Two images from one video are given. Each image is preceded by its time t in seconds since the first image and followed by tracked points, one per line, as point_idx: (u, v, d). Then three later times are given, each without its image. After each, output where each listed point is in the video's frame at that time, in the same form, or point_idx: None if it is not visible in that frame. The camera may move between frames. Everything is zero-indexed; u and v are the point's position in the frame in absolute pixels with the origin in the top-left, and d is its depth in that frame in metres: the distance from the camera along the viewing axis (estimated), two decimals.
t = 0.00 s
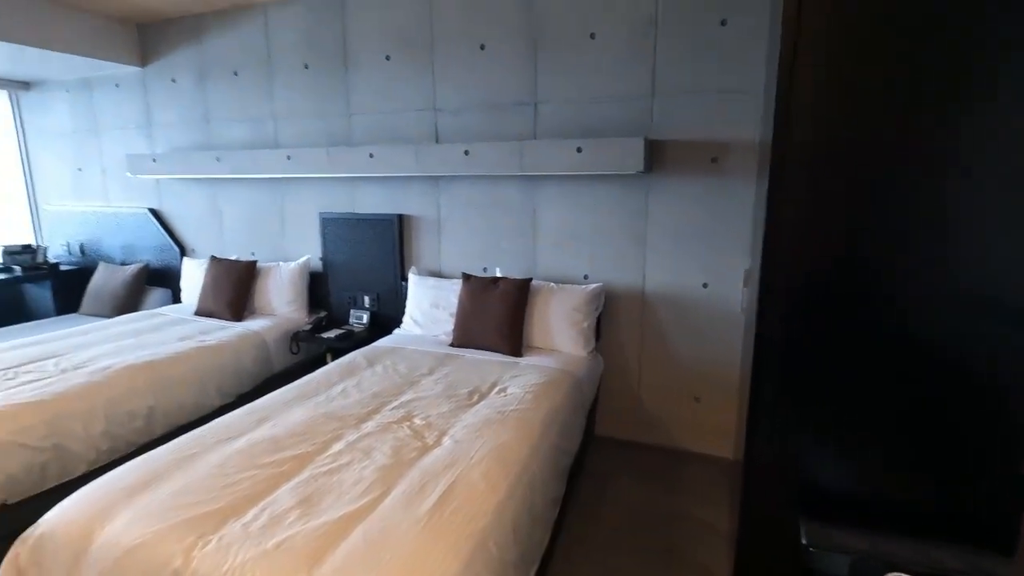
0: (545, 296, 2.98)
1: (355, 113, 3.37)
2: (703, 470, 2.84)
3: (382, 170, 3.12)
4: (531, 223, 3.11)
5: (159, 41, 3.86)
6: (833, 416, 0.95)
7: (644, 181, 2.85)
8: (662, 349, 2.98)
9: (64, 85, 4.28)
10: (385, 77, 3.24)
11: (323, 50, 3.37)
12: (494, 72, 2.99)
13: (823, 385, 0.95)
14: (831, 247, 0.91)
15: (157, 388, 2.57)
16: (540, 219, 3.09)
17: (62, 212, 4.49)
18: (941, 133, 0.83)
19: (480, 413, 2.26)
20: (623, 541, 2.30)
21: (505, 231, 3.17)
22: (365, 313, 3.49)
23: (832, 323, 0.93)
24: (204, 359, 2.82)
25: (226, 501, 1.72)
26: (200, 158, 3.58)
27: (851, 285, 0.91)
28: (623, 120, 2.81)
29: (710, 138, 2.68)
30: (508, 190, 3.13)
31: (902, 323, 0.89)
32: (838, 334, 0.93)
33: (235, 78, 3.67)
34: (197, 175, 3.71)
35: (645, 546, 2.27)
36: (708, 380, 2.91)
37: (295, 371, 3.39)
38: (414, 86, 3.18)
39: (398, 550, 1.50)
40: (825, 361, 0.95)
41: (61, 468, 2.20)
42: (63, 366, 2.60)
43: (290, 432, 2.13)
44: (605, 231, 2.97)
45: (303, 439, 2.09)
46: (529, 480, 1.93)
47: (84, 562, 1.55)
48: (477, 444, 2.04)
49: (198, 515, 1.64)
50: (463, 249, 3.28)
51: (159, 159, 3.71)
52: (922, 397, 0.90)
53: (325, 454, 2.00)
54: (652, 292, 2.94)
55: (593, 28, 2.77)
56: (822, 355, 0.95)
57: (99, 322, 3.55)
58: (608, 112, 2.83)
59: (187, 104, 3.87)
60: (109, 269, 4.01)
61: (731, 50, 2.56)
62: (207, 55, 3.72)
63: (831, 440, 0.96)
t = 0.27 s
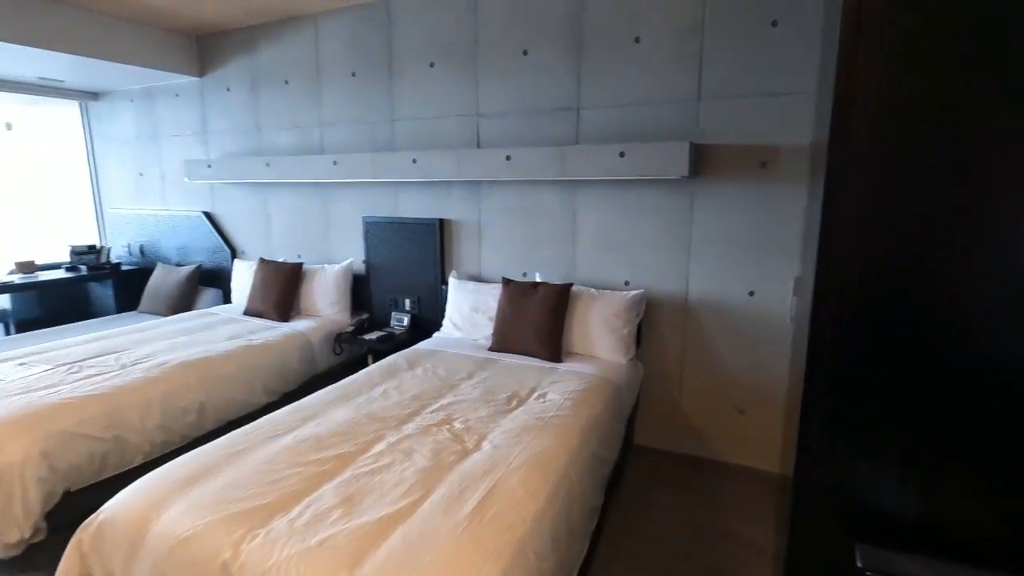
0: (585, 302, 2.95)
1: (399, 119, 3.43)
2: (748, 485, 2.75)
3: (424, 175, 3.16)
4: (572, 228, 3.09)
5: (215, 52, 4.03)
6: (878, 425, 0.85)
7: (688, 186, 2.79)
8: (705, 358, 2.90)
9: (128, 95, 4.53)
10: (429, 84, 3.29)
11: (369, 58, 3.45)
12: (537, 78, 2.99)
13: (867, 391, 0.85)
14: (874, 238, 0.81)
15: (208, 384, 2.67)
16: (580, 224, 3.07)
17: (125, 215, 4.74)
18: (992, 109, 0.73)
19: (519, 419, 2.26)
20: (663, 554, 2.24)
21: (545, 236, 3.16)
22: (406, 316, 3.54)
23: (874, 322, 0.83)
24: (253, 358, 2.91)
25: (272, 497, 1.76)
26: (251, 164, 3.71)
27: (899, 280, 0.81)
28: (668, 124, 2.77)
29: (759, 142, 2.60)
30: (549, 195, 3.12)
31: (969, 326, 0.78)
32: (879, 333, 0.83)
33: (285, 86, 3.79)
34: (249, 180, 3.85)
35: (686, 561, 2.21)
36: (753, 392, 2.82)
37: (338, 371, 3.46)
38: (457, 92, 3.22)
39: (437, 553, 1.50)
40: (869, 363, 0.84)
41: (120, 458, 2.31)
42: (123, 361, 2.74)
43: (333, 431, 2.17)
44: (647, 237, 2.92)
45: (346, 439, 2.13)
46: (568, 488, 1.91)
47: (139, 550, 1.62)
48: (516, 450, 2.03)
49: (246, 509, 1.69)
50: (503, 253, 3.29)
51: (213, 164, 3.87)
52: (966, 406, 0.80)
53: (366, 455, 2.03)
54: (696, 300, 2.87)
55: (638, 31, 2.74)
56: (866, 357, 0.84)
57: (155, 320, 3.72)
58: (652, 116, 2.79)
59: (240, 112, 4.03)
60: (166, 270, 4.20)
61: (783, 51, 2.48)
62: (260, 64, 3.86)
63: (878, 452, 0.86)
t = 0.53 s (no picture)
0: (624, 308, 2.92)
1: (440, 125, 3.47)
2: (793, 500, 2.65)
3: (464, 180, 3.19)
4: (611, 233, 3.06)
5: (265, 62, 4.18)
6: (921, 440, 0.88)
7: (733, 191, 2.73)
8: (749, 368, 2.82)
9: (184, 104, 4.74)
10: (470, 90, 3.32)
11: (412, 65, 3.51)
12: (578, 82, 2.98)
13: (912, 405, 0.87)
14: (921, 254, 0.83)
15: (255, 383, 2.76)
16: (621, 229, 3.03)
17: (179, 218, 4.96)
18: None
19: (558, 425, 2.24)
20: (704, 569, 2.18)
21: (584, 242, 3.14)
22: (444, 320, 3.58)
23: (915, 334, 0.86)
24: (296, 358, 2.99)
25: (316, 495, 1.80)
26: (297, 169, 3.83)
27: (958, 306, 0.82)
28: (712, 128, 2.71)
29: (808, 146, 2.51)
30: (589, 200, 3.10)
31: None
32: (919, 344, 0.86)
33: (331, 94, 3.90)
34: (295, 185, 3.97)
35: None
36: (800, 404, 2.72)
37: (377, 373, 3.52)
38: (498, 98, 3.24)
39: (477, 557, 1.50)
40: (915, 374, 0.86)
41: (172, 452, 2.40)
42: (176, 359, 2.85)
43: (374, 432, 2.21)
44: (689, 243, 2.87)
45: (386, 440, 2.16)
46: (607, 497, 1.88)
47: (191, 541, 1.68)
48: (555, 457, 2.01)
49: (291, 506, 1.73)
50: (542, 258, 3.28)
51: (262, 170, 4.01)
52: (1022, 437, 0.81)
53: (406, 456, 2.06)
54: (739, 308, 2.80)
55: (682, 34, 2.70)
56: (910, 366, 0.86)
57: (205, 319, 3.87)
58: (696, 120, 2.74)
59: (287, 119, 4.16)
60: (216, 271, 4.37)
61: (835, 52, 2.40)
62: (307, 73, 3.98)
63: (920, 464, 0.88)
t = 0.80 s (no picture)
0: (671, 308, 2.87)
1: (487, 123, 3.50)
2: (848, 511, 2.54)
3: (510, 178, 3.20)
4: (658, 231, 3.01)
5: (318, 64, 4.32)
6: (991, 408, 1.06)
7: (788, 189, 2.63)
8: (802, 372, 2.73)
9: (242, 106, 4.94)
10: (517, 88, 3.33)
11: (460, 64, 3.54)
12: (627, 79, 2.95)
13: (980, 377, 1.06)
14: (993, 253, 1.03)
15: (306, 374, 2.85)
16: (668, 228, 2.98)
17: (236, 215, 5.18)
18: None
19: (602, 424, 2.23)
20: None
21: (630, 240, 3.11)
22: (487, 317, 3.61)
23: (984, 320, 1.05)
24: (344, 351, 3.07)
25: (365, 484, 1.85)
26: (347, 168, 3.93)
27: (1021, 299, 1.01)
28: (767, 125, 2.63)
29: (870, 141, 2.40)
30: (636, 198, 3.06)
31: None
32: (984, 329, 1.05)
33: (380, 94, 3.99)
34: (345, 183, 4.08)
35: None
36: (857, 411, 2.61)
37: (421, 368, 3.58)
38: (545, 95, 3.24)
39: (522, 552, 1.51)
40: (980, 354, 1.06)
41: (229, 438, 2.51)
42: (233, 349, 2.98)
43: (420, 425, 2.25)
44: (740, 242, 2.79)
45: (432, 433, 2.19)
46: (653, 499, 1.85)
47: (249, 522, 1.75)
48: (600, 455, 2.00)
49: (342, 494, 1.78)
50: (587, 256, 3.26)
51: (314, 168, 4.14)
52: None
53: (451, 450, 2.08)
54: (793, 309, 2.70)
55: (736, 27, 2.62)
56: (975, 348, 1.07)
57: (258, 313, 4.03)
58: (750, 116, 2.66)
59: (338, 119, 4.28)
60: (269, 266, 4.54)
61: (902, 43, 2.29)
62: (358, 74, 4.08)
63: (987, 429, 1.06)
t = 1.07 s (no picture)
0: (713, 307, 2.81)
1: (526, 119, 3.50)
2: (900, 520, 2.44)
3: (549, 174, 3.20)
4: (701, 229, 2.95)
5: (361, 63, 4.40)
6: None
7: (840, 184, 2.54)
8: (852, 374, 2.63)
9: (288, 105, 5.09)
10: (557, 84, 3.32)
11: (500, 60, 3.55)
12: (670, 73, 2.90)
13: None
14: None
15: (348, 367, 2.91)
16: (711, 225, 2.92)
17: (281, 211, 5.35)
18: None
19: (642, 423, 2.20)
20: None
21: (671, 237, 3.05)
22: (525, 313, 3.62)
23: None
24: (384, 345, 3.13)
25: (406, 474, 1.88)
26: (388, 165, 4.00)
27: None
28: (818, 118, 2.54)
29: (931, 134, 2.29)
30: (677, 195, 3.00)
31: None
32: None
33: (421, 91, 4.04)
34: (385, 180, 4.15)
35: None
36: (911, 417, 2.49)
37: (459, 363, 3.62)
38: (585, 90, 3.21)
39: (562, 548, 1.51)
40: None
41: (275, 426, 2.60)
42: (279, 341, 3.08)
43: (459, 418, 2.27)
44: (787, 239, 2.71)
45: (471, 427, 2.21)
46: (695, 500, 1.82)
47: (296, 508, 1.81)
48: (640, 454, 1.98)
49: (384, 483, 1.81)
50: (626, 254, 3.23)
51: (355, 165, 4.23)
52: None
53: (490, 445, 2.09)
54: (842, 310, 2.61)
55: (786, 17, 2.54)
56: None
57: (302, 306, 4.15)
58: (799, 109, 2.58)
59: (380, 116, 4.35)
60: (312, 261, 4.67)
61: (967, 30, 2.17)
62: (399, 72, 4.14)
63: None
